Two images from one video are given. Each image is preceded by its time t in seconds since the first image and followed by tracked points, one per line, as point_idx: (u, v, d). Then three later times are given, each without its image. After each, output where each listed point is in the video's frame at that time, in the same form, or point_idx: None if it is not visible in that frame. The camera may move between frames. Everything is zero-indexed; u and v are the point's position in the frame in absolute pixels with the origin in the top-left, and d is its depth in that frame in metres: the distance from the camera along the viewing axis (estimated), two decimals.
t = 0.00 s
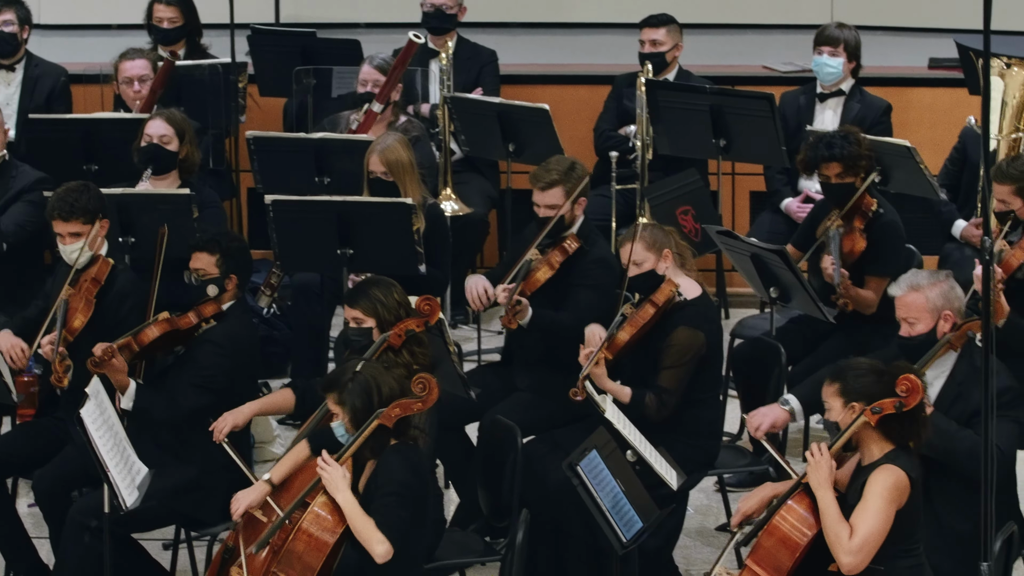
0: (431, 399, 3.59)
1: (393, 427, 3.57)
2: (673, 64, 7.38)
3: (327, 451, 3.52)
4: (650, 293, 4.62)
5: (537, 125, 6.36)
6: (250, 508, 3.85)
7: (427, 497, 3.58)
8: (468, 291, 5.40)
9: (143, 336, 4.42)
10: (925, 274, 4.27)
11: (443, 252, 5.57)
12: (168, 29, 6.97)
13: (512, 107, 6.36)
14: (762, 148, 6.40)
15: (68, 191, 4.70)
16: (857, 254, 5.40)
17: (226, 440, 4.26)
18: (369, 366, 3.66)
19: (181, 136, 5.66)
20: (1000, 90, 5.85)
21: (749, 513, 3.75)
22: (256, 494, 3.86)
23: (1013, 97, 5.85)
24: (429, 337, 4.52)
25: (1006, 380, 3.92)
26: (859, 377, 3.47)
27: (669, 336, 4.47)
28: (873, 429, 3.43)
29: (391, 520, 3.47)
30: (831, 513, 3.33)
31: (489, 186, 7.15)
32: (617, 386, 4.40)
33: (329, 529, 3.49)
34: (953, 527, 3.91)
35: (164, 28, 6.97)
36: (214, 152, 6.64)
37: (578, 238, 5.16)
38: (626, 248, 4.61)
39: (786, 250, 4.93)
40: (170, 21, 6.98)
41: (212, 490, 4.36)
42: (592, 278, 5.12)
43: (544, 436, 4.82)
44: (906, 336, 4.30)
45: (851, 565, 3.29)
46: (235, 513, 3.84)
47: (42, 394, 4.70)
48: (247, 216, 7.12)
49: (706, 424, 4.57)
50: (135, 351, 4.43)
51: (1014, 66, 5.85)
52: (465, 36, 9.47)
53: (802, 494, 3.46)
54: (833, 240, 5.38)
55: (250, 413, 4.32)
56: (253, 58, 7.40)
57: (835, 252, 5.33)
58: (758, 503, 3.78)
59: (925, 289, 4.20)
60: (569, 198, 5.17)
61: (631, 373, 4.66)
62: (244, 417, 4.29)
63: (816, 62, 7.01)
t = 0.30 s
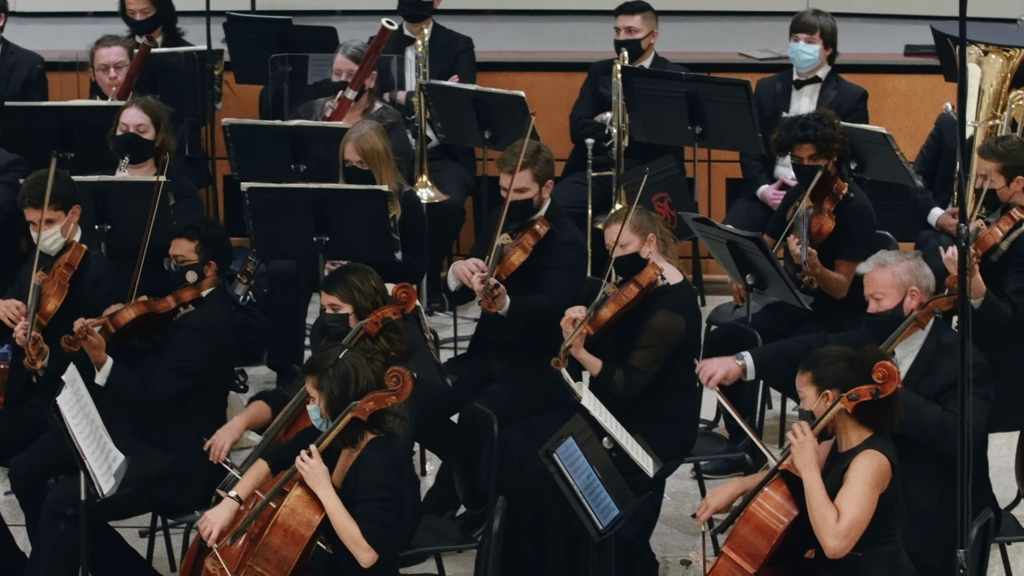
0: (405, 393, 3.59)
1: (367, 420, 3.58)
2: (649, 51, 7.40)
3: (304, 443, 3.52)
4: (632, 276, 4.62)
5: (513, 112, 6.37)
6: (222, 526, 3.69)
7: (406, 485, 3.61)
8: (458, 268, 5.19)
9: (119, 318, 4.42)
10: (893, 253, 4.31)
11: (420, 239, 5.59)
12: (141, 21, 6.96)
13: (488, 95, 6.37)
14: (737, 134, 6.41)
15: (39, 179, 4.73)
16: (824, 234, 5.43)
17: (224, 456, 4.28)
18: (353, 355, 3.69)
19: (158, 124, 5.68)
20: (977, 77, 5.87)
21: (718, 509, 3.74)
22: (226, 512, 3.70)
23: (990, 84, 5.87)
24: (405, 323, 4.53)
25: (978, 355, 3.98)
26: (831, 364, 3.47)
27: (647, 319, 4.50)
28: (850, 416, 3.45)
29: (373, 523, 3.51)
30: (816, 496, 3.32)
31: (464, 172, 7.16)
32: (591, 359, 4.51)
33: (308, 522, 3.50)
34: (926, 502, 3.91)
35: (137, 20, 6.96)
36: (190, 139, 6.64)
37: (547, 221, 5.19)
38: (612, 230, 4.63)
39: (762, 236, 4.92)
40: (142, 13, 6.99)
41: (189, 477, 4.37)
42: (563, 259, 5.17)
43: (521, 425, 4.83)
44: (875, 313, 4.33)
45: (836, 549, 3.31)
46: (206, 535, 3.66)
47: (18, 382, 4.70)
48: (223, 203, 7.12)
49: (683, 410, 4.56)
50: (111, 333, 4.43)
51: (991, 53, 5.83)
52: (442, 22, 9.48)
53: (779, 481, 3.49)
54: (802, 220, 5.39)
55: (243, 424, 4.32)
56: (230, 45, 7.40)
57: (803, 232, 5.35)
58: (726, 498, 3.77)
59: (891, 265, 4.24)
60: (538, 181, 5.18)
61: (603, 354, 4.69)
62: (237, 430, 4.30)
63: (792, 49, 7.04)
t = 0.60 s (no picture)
0: (379, 376, 3.60)
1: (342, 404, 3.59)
2: (629, 38, 7.41)
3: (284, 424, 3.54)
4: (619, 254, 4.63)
5: (494, 98, 6.38)
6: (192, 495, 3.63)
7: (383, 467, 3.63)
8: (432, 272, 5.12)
9: (98, 301, 4.36)
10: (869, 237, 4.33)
11: (401, 226, 5.60)
12: (122, 9, 7.05)
13: (468, 81, 6.37)
14: (717, 120, 6.44)
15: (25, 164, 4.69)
16: (808, 219, 5.46)
17: (193, 422, 4.24)
18: (349, 338, 3.67)
19: (137, 112, 5.69)
20: (958, 65, 6.00)
21: (701, 480, 3.73)
22: (195, 482, 3.63)
23: (970, 72, 6.01)
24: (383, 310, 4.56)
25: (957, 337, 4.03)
26: (825, 347, 3.47)
27: (627, 299, 4.52)
28: (833, 400, 3.45)
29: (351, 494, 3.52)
30: (798, 475, 3.32)
31: (445, 159, 7.17)
32: (564, 328, 4.60)
33: (281, 508, 3.51)
34: (907, 487, 3.93)
35: (118, 8, 7.04)
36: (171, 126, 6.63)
37: (525, 206, 5.21)
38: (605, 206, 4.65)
39: (743, 224, 4.94)
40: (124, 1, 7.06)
41: (169, 464, 4.39)
42: (540, 243, 5.19)
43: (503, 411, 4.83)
44: (851, 298, 4.37)
45: (818, 524, 3.30)
46: (178, 504, 3.59)
47: None
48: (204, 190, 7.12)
49: (661, 396, 4.57)
50: (89, 315, 4.37)
51: (971, 40, 5.96)
52: (423, 9, 9.46)
53: (759, 465, 3.49)
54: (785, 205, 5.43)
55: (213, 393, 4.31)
56: (210, 32, 7.39)
57: (787, 220, 5.39)
58: (709, 470, 3.77)
59: (866, 250, 4.26)
60: (517, 165, 5.18)
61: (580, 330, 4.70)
62: (207, 398, 4.27)
63: (778, 35, 7.03)
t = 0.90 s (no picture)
0: (354, 362, 3.63)
1: (320, 392, 3.62)
2: (605, 29, 7.41)
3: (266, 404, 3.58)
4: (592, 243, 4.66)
5: (469, 89, 6.38)
6: (158, 453, 3.83)
7: (360, 457, 3.65)
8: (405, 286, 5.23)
9: (67, 304, 4.32)
10: (842, 233, 4.30)
11: (376, 218, 5.60)
12: None
13: (444, 72, 6.37)
14: (694, 110, 6.46)
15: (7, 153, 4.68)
16: (789, 214, 5.47)
17: (162, 399, 4.25)
18: (329, 326, 3.69)
19: (112, 104, 5.67)
20: (935, 56, 6.07)
21: (688, 437, 3.98)
22: (162, 440, 3.84)
23: (948, 62, 6.08)
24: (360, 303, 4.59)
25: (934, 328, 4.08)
26: (812, 336, 3.43)
27: (597, 288, 4.53)
28: (814, 388, 3.43)
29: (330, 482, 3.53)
30: (782, 450, 3.31)
31: (421, 151, 7.17)
32: (535, 321, 4.61)
33: (260, 495, 3.51)
34: (884, 479, 3.95)
35: None
36: (146, 118, 6.61)
37: (501, 198, 5.21)
38: (583, 194, 4.66)
39: (719, 216, 4.94)
40: None
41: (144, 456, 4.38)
42: (516, 236, 5.20)
43: (479, 402, 4.83)
44: (829, 296, 4.37)
45: (795, 502, 3.30)
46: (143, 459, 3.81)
47: None
48: (180, 182, 7.11)
49: (637, 388, 4.60)
50: (57, 317, 4.34)
51: (948, 32, 6.02)
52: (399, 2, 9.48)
53: (737, 454, 3.48)
54: (766, 200, 5.46)
55: (186, 376, 4.35)
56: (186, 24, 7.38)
57: (769, 213, 5.40)
58: (698, 429, 4.01)
59: (841, 249, 4.24)
60: (494, 158, 5.18)
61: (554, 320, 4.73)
62: (178, 376, 4.30)
63: (759, 25, 7.04)
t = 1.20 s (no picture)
0: (341, 355, 3.62)
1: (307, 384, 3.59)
2: (586, 26, 7.42)
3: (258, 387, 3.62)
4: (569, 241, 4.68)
5: (450, 87, 6.39)
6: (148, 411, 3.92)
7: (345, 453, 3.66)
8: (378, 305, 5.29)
9: (45, 310, 4.40)
10: (828, 230, 4.26)
11: (356, 216, 5.60)
12: None
13: (424, 70, 6.37)
14: (676, 108, 6.45)
15: None
16: (768, 216, 5.49)
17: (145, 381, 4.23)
18: (318, 318, 3.68)
19: (90, 103, 5.63)
20: (918, 52, 6.03)
21: (683, 416, 3.95)
22: (154, 398, 3.93)
23: (930, 60, 6.04)
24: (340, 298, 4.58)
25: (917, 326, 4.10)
26: (794, 330, 3.44)
27: (573, 289, 4.52)
28: (799, 382, 3.43)
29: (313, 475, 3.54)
30: (772, 438, 3.32)
31: (402, 147, 7.18)
32: (517, 326, 4.52)
33: (241, 486, 3.52)
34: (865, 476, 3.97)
35: None
36: (127, 115, 6.60)
37: (483, 196, 5.20)
38: (557, 194, 4.67)
39: (701, 213, 4.95)
40: None
41: (125, 453, 4.37)
42: (498, 233, 5.20)
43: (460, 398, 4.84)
44: (812, 293, 4.35)
45: (782, 490, 3.32)
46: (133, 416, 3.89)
47: None
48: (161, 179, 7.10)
49: (618, 385, 4.61)
50: (36, 323, 4.41)
51: (932, 28, 5.98)
52: None
53: (719, 448, 3.48)
54: (745, 200, 5.47)
55: (175, 359, 4.32)
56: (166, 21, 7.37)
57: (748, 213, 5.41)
58: (694, 408, 3.97)
59: (827, 247, 4.21)
60: (475, 156, 5.20)
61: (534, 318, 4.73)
62: (164, 360, 4.28)
63: (739, 21, 7.04)
